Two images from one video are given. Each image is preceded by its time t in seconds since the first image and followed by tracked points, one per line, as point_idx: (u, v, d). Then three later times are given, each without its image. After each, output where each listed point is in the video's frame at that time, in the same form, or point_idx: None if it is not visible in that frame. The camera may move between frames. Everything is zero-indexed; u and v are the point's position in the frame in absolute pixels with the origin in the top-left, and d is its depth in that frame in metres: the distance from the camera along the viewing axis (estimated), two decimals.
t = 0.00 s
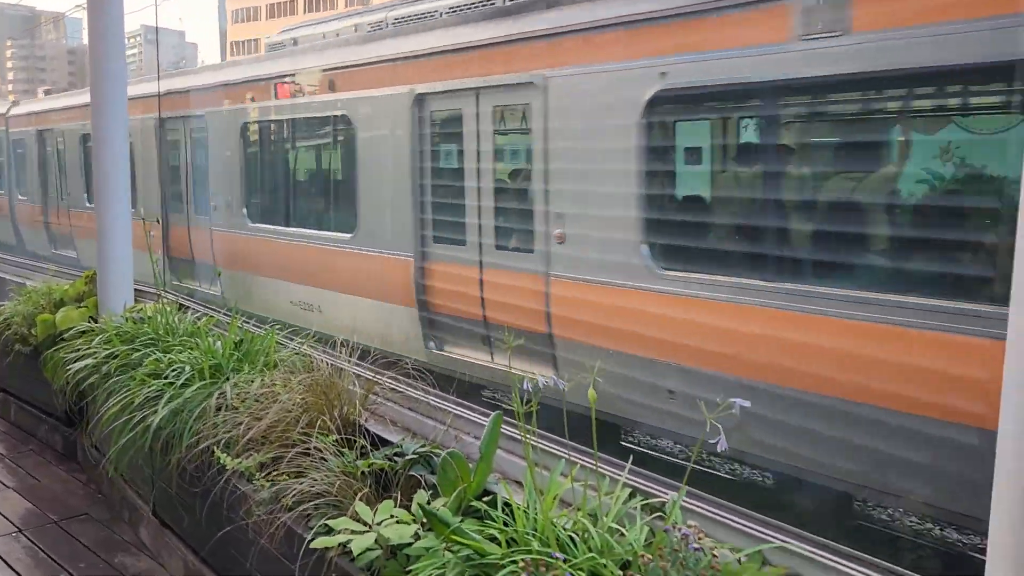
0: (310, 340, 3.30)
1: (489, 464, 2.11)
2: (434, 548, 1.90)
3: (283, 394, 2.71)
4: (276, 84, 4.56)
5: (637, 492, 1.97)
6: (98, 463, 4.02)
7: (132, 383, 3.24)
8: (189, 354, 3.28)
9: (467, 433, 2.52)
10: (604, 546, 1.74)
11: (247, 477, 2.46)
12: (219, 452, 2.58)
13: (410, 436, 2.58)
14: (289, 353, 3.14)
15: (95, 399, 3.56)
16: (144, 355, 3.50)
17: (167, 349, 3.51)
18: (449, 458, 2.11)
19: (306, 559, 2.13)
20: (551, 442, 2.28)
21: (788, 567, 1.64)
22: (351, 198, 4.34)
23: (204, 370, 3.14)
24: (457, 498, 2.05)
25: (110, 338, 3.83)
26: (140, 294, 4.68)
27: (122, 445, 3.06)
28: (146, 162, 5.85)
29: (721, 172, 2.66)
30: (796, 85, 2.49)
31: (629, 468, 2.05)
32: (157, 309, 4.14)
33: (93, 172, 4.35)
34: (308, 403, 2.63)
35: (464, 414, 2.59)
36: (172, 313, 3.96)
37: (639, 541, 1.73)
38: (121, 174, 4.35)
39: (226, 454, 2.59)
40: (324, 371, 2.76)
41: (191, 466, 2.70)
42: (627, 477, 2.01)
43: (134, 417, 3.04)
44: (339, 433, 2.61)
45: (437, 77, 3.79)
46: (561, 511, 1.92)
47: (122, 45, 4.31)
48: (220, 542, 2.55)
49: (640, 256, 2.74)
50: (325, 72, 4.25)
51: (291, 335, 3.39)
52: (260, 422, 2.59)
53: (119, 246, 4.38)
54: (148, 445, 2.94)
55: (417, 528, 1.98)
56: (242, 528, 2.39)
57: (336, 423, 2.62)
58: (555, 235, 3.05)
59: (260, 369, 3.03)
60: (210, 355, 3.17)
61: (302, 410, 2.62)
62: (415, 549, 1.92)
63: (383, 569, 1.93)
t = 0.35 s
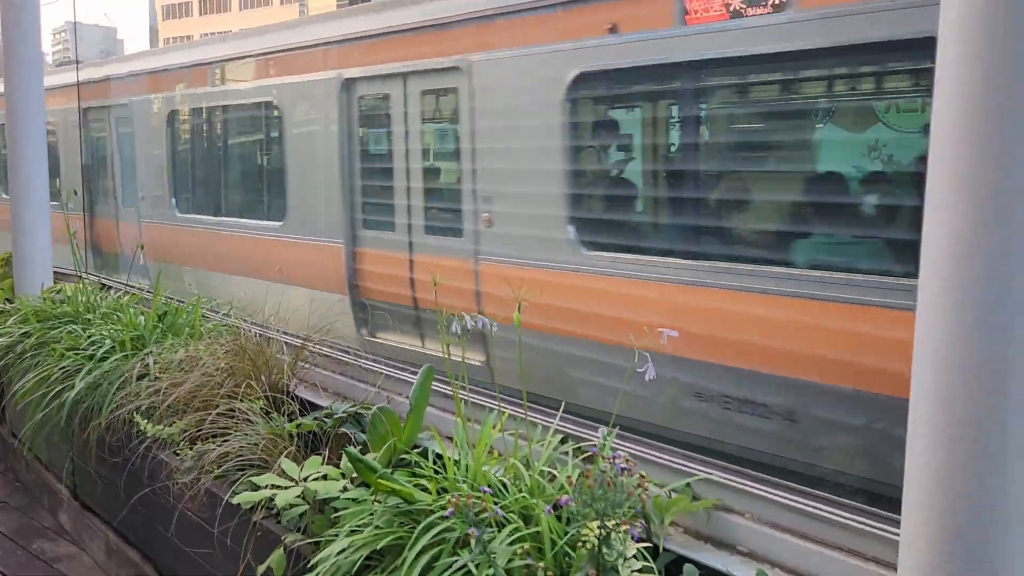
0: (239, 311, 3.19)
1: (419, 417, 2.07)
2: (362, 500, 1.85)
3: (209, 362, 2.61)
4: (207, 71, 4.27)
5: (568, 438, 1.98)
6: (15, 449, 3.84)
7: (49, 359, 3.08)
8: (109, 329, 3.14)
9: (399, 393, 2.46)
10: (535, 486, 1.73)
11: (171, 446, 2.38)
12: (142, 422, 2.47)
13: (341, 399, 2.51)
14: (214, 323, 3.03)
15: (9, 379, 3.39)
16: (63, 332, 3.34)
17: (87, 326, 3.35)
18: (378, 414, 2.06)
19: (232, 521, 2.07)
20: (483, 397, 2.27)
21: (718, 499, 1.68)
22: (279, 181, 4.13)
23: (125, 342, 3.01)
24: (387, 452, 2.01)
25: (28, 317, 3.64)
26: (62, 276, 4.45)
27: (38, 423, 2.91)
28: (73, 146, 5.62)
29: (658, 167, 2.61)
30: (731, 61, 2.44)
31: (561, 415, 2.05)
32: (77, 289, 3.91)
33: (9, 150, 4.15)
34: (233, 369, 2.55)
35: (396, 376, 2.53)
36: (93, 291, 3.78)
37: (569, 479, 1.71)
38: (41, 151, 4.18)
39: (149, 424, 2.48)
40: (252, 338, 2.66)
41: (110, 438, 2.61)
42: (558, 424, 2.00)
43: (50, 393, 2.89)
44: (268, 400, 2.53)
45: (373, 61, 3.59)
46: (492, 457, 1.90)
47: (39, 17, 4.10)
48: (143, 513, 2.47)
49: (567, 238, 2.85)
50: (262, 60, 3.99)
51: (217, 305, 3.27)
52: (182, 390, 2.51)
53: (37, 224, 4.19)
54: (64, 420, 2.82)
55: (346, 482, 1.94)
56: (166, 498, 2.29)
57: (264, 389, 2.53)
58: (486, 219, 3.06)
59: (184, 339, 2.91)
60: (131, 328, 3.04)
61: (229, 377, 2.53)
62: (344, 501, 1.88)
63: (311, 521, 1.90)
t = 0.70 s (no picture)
0: (200, 292, 3.11)
1: (383, 390, 2.04)
2: (326, 473, 1.83)
3: (168, 343, 2.55)
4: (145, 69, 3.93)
5: (535, 406, 1.97)
6: None
7: (3, 344, 2.98)
8: (65, 314, 3.05)
9: (364, 369, 2.43)
10: (502, 452, 1.71)
11: (129, 427, 2.32)
12: (101, 405, 2.41)
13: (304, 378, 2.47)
14: (174, 305, 2.96)
15: None
16: (16, 317, 3.23)
17: (42, 311, 3.24)
18: (342, 388, 2.03)
19: (193, 501, 2.02)
20: (447, 366, 2.24)
21: (685, 461, 1.69)
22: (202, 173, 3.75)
23: (81, 326, 2.92)
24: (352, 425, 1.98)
25: None
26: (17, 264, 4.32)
27: None
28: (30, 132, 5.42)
29: (629, 151, 2.27)
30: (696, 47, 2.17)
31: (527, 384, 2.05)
32: (30, 278, 3.76)
33: None
34: (194, 349, 2.50)
35: (359, 351, 2.49)
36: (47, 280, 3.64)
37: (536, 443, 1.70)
38: None
39: (108, 406, 2.42)
40: (210, 320, 2.60)
41: (67, 423, 2.54)
42: (524, 393, 1.99)
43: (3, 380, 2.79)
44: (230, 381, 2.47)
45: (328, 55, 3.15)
46: (459, 425, 1.88)
47: None
48: (101, 499, 2.40)
49: (535, 228, 2.46)
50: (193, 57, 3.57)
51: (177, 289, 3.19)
52: (141, 370, 2.46)
53: None
54: (17, 407, 2.74)
55: (310, 457, 1.90)
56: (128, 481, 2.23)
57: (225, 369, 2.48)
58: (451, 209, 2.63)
59: (142, 322, 2.82)
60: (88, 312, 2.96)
61: (189, 357, 2.47)
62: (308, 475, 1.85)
63: (274, 497, 1.86)
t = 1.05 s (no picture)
0: (206, 301, 3.15)
1: (394, 396, 2.09)
2: (340, 477, 1.87)
3: (177, 352, 2.59)
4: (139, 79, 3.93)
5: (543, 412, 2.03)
6: None
7: (13, 356, 3.02)
8: (73, 325, 3.09)
9: (371, 377, 2.49)
10: (513, 455, 1.75)
11: (143, 437, 2.36)
12: (113, 414, 2.45)
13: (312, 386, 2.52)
14: (181, 316, 2.99)
15: None
16: (24, 329, 3.27)
17: (49, 323, 3.27)
18: (353, 396, 2.07)
19: (207, 509, 2.05)
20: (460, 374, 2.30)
21: (691, 462, 1.75)
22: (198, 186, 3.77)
23: (90, 338, 2.96)
24: (364, 431, 2.02)
25: None
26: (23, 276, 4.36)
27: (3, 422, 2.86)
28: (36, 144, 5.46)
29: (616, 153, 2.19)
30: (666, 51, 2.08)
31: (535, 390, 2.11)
32: (36, 290, 3.79)
33: None
34: (203, 358, 2.54)
35: (366, 359, 2.53)
36: (51, 292, 3.66)
37: (547, 446, 1.74)
38: None
39: (120, 415, 2.46)
40: (218, 329, 2.64)
41: (80, 433, 2.58)
42: (532, 399, 2.07)
43: (14, 391, 2.83)
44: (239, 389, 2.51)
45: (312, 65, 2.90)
46: (471, 428, 1.93)
47: None
48: (115, 508, 2.44)
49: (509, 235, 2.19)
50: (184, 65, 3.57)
51: (185, 300, 3.23)
52: (152, 380, 2.49)
53: None
54: (31, 418, 2.77)
55: (323, 462, 1.95)
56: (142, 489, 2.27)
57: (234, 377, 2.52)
58: (439, 212, 2.38)
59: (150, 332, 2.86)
60: (97, 323, 2.99)
61: (198, 366, 2.51)
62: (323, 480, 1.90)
63: (288, 502, 1.90)
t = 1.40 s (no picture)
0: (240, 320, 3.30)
1: (425, 412, 2.21)
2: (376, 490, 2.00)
3: (216, 370, 2.72)
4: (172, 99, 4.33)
5: (567, 428, 2.15)
6: (20, 468, 3.89)
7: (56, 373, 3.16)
8: (113, 344, 3.24)
9: (401, 395, 2.64)
10: (540, 469, 1.86)
11: (186, 451, 2.49)
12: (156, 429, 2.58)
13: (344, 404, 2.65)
14: (216, 335, 3.14)
15: (14, 397, 3.47)
16: (65, 348, 3.42)
17: (89, 341, 3.42)
18: (387, 412, 2.19)
19: (249, 520, 2.18)
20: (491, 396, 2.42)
21: (709, 476, 1.85)
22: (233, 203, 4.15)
23: (130, 356, 3.11)
24: (398, 446, 2.14)
25: (28, 335, 3.71)
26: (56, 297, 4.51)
27: (47, 438, 2.99)
28: (59, 171, 5.66)
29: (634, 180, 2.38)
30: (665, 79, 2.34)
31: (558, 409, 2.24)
32: (75, 309, 3.94)
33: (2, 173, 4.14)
34: (241, 376, 2.67)
35: (396, 378, 2.69)
36: (90, 310, 3.81)
37: (572, 459, 1.86)
38: (35, 167, 4.16)
39: (162, 431, 2.59)
40: (254, 348, 2.78)
41: (123, 447, 2.70)
42: (557, 417, 2.19)
43: (58, 408, 2.97)
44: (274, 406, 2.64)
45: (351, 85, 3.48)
46: (499, 443, 2.05)
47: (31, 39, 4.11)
48: (157, 520, 2.56)
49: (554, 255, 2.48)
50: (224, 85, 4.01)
51: (219, 319, 3.38)
52: (194, 398, 2.63)
53: (31, 243, 4.19)
54: (75, 433, 2.91)
55: (359, 476, 2.08)
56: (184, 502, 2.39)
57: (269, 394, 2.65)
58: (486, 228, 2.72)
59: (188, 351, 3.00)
60: (136, 342, 3.14)
61: (236, 384, 2.65)
62: (360, 492, 2.03)
63: (327, 513, 2.03)
